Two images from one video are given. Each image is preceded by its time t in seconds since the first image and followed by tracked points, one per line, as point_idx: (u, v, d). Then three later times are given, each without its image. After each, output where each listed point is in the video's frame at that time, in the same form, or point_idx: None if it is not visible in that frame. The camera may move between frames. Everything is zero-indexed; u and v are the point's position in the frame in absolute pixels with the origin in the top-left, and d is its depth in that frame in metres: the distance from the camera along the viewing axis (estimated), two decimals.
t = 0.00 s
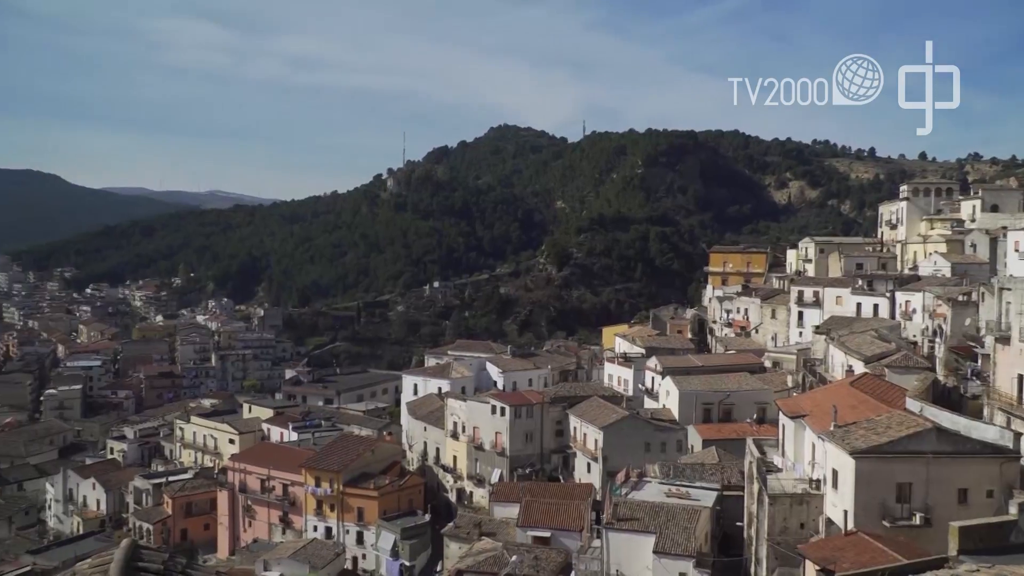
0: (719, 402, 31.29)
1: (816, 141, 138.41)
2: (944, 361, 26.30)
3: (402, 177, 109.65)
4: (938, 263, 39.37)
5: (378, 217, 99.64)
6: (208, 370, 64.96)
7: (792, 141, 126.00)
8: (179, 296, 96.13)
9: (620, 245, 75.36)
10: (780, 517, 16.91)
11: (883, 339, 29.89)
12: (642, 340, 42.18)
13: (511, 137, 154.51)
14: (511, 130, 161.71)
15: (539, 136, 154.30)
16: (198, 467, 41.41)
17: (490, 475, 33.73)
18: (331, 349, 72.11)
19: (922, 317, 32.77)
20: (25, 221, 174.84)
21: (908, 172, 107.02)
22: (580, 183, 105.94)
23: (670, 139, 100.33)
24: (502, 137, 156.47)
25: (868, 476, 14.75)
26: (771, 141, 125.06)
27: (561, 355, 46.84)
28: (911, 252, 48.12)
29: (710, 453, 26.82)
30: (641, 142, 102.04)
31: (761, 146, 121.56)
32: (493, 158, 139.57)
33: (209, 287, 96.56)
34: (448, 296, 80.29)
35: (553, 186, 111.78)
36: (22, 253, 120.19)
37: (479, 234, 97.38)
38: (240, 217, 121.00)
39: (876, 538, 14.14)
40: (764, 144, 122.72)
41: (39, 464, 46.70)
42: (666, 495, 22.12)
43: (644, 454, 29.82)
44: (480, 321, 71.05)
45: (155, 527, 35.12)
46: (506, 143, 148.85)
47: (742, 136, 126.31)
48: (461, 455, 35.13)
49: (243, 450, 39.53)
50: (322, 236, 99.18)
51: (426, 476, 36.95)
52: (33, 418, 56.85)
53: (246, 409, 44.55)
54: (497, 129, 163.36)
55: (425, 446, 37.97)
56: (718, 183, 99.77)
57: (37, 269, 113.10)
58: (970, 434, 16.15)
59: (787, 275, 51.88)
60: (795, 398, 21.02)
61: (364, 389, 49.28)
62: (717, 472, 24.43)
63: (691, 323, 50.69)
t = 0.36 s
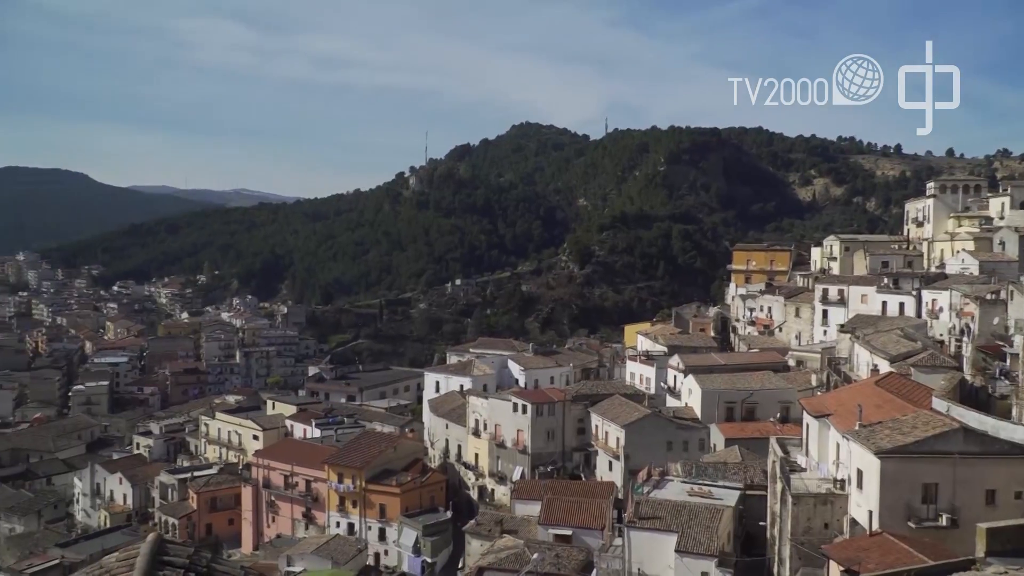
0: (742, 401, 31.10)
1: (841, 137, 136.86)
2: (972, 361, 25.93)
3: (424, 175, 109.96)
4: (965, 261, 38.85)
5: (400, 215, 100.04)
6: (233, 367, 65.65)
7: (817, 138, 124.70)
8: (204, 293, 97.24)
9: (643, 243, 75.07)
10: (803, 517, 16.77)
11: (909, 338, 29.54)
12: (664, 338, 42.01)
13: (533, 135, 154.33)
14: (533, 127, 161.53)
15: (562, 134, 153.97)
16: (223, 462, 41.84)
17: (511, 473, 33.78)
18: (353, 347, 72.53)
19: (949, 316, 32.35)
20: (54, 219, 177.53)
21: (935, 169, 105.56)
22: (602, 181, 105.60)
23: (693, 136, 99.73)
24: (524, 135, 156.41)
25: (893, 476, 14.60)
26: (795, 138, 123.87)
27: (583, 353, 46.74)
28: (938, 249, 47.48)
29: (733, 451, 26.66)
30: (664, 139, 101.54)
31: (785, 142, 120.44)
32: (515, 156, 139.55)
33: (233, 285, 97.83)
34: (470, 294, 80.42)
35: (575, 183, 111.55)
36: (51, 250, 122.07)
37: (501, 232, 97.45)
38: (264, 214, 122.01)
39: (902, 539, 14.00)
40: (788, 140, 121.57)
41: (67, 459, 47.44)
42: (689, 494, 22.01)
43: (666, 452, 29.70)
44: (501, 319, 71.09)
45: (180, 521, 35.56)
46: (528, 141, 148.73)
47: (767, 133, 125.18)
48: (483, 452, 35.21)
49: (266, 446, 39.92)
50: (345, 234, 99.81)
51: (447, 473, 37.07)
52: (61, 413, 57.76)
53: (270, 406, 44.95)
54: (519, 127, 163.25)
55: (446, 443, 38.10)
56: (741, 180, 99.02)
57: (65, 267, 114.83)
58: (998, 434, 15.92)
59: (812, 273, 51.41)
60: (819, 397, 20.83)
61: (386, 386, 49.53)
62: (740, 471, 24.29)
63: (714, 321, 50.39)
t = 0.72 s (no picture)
0: (765, 399, 30.90)
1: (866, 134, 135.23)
2: (999, 361, 25.57)
3: (445, 173, 110.19)
4: (993, 258, 38.27)
5: (422, 213, 100.40)
6: (256, 364, 66.31)
7: (841, 135, 123.37)
8: (227, 291, 98.21)
9: (665, 241, 74.73)
10: (827, 516, 16.63)
11: (935, 337, 29.17)
12: (686, 336, 41.81)
13: (555, 133, 154.13)
14: (554, 125, 161.29)
15: (583, 131, 153.55)
16: (246, 458, 42.25)
17: (532, 471, 33.82)
18: (375, 344, 72.87)
19: (976, 314, 31.92)
20: (81, 217, 180.18)
21: (962, 166, 104.05)
22: (623, 178, 105.16)
23: (716, 133, 99.08)
24: (546, 132, 156.23)
25: (918, 476, 14.44)
26: (819, 135, 122.68)
27: (604, 351, 46.62)
28: (966, 247, 46.81)
29: (755, 450, 26.49)
30: (686, 136, 100.96)
31: (809, 139, 119.28)
32: (537, 154, 139.39)
33: (257, 282, 99.08)
34: (491, 291, 80.49)
35: (596, 181, 111.23)
36: (78, 247, 123.84)
37: (522, 230, 97.44)
38: (287, 212, 123.03)
39: (927, 539, 13.85)
40: (812, 137, 120.36)
41: (94, 454, 48.16)
42: (710, 493, 21.91)
43: (688, 451, 29.57)
44: (522, 316, 71.10)
45: (204, 516, 35.95)
46: (550, 139, 148.60)
47: (790, 130, 124.01)
48: (504, 450, 35.26)
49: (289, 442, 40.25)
50: (366, 232, 100.34)
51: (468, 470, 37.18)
52: (88, 408, 58.66)
53: (293, 402, 45.30)
54: (540, 125, 163.09)
55: (467, 441, 38.20)
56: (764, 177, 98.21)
57: (92, 264, 116.58)
58: None
59: (835, 271, 50.89)
60: (843, 396, 20.64)
61: (407, 383, 49.73)
62: (762, 470, 24.14)
63: (736, 319, 50.06)
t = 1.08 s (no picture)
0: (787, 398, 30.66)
1: (891, 131, 133.48)
2: None
3: (466, 170, 110.35)
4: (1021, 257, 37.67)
5: (443, 211, 100.70)
6: (278, 361, 66.87)
7: (865, 131, 121.99)
8: (250, 288, 99.05)
9: (686, 238, 74.34)
10: (850, 516, 16.49)
11: (961, 336, 28.77)
12: (707, 335, 41.57)
13: (576, 130, 153.74)
14: (575, 122, 160.94)
15: (604, 128, 153.08)
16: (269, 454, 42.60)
17: (552, 469, 33.83)
18: (396, 342, 73.18)
19: (1003, 313, 31.46)
20: (108, 216, 182.64)
21: (989, 163, 102.51)
22: (644, 176, 104.69)
23: (738, 130, 98.44)
24: (567, 130, 155.88)
25: (943, 477, 14.26)
26: (843, 131, 121.39)
27: (625, 349, 46.48)
28: (993, 245, 46.11)
29: (777, 449, 26.30)
30: (708, 134, 100.31)
31: (832, 136, 118.06)
32: (557, 151, 139.15)
33: (279, 279, 100.13)
34: (511, 289, 80.53)
35: (617, 178, 110.85)
36: (104, 245, 125.45)
37: (543, 227, 97.35)
38: (309, 210, 123.86)
39: (952, 541, 13.69)
40: (835, 134, 119.12)
41: (119, 449, 48.80)
42: (732, 492, 21.78)
43: (709, 450, 29.41)
44: (543, 314, 71.06)
45: (227, 511, 36.29)
46: (571, 136, 148.38)
47: (813, 127, 122.79)
48: (524, 447, 35.30)
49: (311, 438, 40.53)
50: (387, 230, 100.72)
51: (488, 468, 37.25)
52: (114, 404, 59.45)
53: (315, 399, 45.59)
54: (561, 122, 162.82)
55: (487, 438, 38.28)
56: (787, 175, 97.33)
57: (118, 262, 118.11)
58: None
59: (859, 269, 50.35)
60: (867, 395, 20.42)
61: (428, 381, 49.88)
62: (785, 469, 23.97)
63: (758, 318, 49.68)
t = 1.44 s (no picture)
0: (808, 398, 30.40)
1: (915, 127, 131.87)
2: None
3: (485, 169, 110.42)
4: None
5: (462, 209, 100.89)
6: (298, 358, 67.35)
7: (888, 128, 120.57)
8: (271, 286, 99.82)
9: (706, 236, 73.90)
10: (872, 517, 16.36)
11: (986, 335, 28.42)
12: (727, 333, 41.32)
13: (595, 128, 153.29)
14: (595, 120, 160.49)
15: (624, 126, 152.52)
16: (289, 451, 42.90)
17: (571, 467, 33.82)
18: (415, 340, 73.44)
19: None
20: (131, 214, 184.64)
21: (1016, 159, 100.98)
22: (664, 174, 104.24)
23: (759, 127, 97.74)
24: (586, 128, 155.50)
25: (967, 477, 14.09)
26: (866, 128, 120.11)
27: (644, 348, 46.30)
28: (1018, 244, 45.45)
29: (797, 449, 26.11)
30: (728, 131, 99.65)
31: (855, 133, 116.83)
32: (577, 149, 138.87)
33: (299, 277, 100.73)
34: (530, 287, 80.51)
35: (637, 176, 110.44)
36: (128, 243, 126.84)
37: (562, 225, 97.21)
38: (329, 208, 124.49)
39: (975, 542, 13.54)
40: (858, 131, 117.86)
41: (143, 445, 49.39)
42: (752, 491, 21.66)
43: (729, 449, 29.26)
44: (562, 313, 71.01)
45: (248, 507, 36.61)
46: (590, 134, 147.98)
47: (835, 124, 121.61)
48: (542, 446, 35.31)
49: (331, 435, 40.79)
50: (407, 228, 101.05)
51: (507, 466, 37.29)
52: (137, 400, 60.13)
53: (334, 397, 45.85)
54: (581, 120, 162.39)
55: (506, 436, 38.32)
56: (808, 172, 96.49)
57: (141, 259, 119.37)
58: None
59: (882, 268, 49.81)
60: (889, 394, 20.21)
61: (447, 379, 50.00)
62: (805, 468, 23.81)
63: (779, 317, 49.29)
